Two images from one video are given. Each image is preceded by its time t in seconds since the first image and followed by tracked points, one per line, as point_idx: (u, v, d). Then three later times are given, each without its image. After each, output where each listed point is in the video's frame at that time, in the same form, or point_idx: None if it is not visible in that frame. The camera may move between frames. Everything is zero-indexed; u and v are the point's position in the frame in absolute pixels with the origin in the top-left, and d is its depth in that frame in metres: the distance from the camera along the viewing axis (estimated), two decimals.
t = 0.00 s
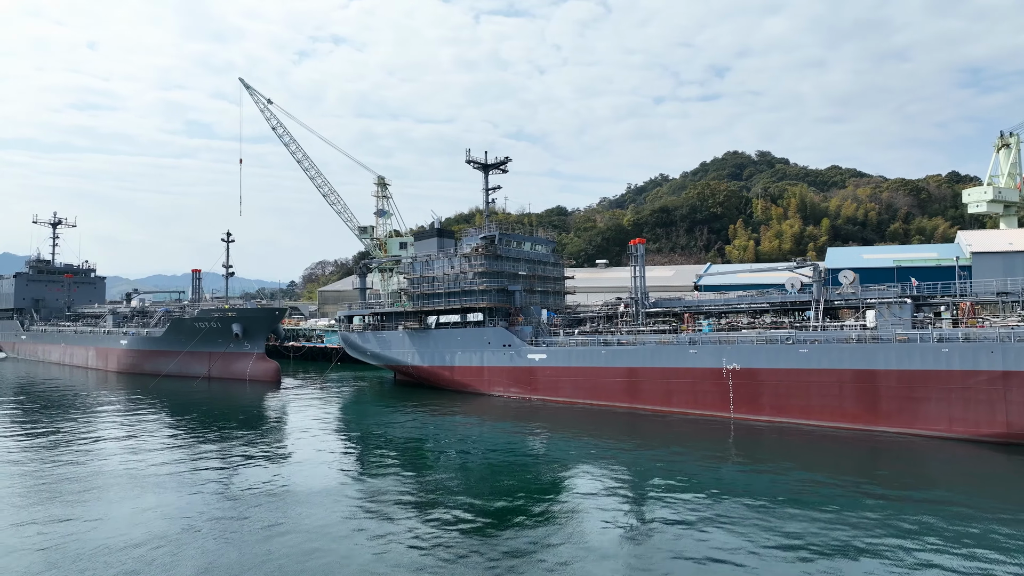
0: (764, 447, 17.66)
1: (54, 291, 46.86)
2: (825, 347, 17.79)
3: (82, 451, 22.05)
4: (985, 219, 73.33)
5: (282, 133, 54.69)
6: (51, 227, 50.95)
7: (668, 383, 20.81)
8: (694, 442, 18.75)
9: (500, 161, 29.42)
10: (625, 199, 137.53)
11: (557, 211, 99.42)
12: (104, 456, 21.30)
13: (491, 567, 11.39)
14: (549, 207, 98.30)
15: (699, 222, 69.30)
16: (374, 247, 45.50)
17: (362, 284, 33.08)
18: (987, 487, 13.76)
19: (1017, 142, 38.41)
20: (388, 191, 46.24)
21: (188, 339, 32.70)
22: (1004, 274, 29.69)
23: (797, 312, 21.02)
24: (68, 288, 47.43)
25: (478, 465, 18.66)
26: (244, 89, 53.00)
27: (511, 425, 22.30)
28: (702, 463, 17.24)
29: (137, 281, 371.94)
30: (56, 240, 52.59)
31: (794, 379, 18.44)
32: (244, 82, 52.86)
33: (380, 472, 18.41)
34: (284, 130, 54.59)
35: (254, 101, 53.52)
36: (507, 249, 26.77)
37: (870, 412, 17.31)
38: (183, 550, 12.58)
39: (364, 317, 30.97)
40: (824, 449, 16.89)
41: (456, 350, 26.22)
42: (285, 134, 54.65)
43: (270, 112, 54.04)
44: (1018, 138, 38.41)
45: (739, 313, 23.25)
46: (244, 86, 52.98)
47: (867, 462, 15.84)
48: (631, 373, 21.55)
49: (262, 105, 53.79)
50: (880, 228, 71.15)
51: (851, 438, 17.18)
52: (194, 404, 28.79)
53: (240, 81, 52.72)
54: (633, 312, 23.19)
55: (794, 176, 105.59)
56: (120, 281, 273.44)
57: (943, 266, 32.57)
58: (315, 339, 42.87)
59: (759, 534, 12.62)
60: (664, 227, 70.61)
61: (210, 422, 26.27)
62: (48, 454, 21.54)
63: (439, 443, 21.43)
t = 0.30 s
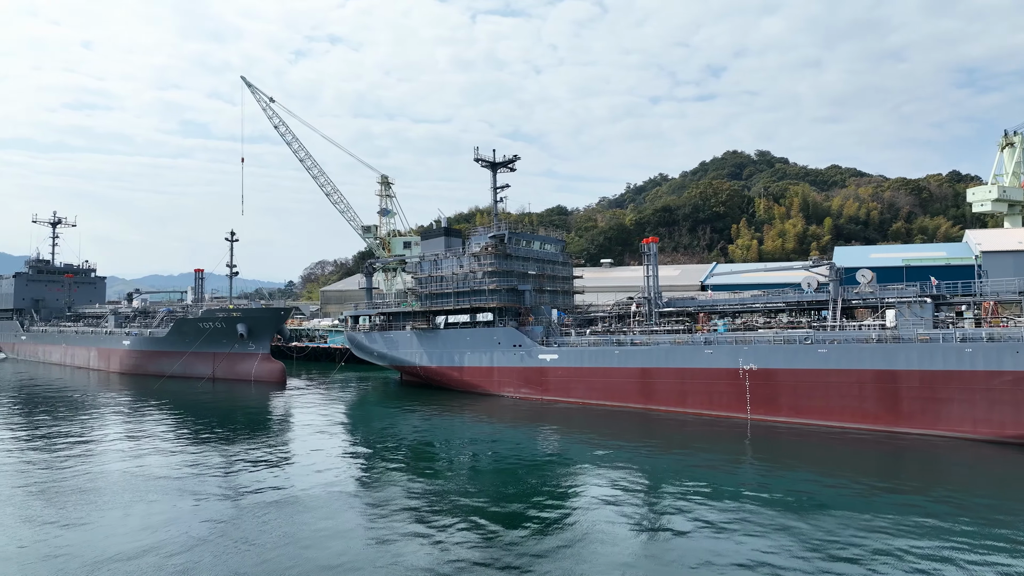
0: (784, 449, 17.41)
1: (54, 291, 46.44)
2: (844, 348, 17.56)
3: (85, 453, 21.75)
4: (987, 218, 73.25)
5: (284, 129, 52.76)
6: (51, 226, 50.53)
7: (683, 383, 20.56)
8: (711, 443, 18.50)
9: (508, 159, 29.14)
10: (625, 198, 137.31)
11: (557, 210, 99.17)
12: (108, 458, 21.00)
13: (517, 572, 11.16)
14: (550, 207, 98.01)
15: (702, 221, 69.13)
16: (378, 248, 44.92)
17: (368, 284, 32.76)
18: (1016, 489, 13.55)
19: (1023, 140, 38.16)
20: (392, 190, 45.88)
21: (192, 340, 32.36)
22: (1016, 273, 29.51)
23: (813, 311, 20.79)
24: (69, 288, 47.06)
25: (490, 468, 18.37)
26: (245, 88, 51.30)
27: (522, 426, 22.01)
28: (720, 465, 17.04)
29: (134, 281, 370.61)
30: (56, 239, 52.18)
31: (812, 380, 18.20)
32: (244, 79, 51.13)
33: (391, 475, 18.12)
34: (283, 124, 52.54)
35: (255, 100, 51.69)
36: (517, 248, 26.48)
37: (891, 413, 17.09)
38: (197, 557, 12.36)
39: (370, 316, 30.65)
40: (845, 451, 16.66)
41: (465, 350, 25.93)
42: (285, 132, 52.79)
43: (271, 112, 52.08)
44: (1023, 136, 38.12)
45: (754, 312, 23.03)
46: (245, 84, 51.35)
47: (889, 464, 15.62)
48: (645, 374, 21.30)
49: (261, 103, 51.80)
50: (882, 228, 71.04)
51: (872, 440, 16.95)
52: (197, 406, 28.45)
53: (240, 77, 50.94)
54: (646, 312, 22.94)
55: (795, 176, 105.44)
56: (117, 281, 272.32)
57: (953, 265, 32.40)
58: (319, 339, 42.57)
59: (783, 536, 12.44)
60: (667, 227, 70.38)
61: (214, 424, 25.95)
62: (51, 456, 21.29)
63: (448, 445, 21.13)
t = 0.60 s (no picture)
0: (803, 451, 17.15)
1: (53, 291, 45.95)
2: (864, 349, 17.32)
3: (86, 458, 21.37)
4: (988, 218, 73.26)
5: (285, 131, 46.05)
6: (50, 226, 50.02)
7: (697, 385, 20.28)
8: (728, 445, 18.23)
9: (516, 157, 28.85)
10: (624, 198, 137.09)
11: (557, 210, 98.85)
12: (110, 463, 20.63)
13: None
14: (550, 207, 97.75)
15: (704, 221, 68.96)
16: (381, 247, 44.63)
17: (373, 284, 32.40)
18: None
19: None
20: (395, 189, 45.48)
21: (195, 340, 31.96)
22: None
23: (829, 311, 20.54)
24: (68, 288, 46.57)
25: (501, 471, 18.08)
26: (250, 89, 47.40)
27: (534, 428, 21.70)
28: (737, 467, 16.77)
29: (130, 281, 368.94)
30: (55, 239, 51.65)
31: (831, 381, 17.95)
32: (246, 78, 45.31)
33: (400, 479, 17.79)
34: (284, 123, 45.81)
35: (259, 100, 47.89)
36: (526, 247, 26.17)
37: (912, 415, 16.85)
38: (211, 564, 12.11)
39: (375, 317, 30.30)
40: (865, 454, 16.40)
41: (473, 351, 25.61)
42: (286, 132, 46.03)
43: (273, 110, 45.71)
44: None
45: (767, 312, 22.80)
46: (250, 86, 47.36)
47: (912, 467, 15.38)
48: (659, 375, 21.03)
49: (262, 101, 45.59)
50: (884, 228, 70.93)
51: (893, 442, 16.72)
52: (200, 408, 28.05)
53: (244, 76, 45.18)
54: (658, 312, 22.67)
55: (795, 176, 105.36)
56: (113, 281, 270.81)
57: (962, 265, 32.23)
58: (322, 340, 42.19)
59: (809, 540, 12.21)
60: (668, 226, 70.11)
61: (217, 427, 25.57)
62: (51, 461, 20.87)
63: (457, 447, 20.82)
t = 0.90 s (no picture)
0: (821, 454, 16.87)
1: (51, 291, 45.39)
2: (883, 350, 17.07)
3: (87, 461, 20.99)
4: (989, 218, 73.33)
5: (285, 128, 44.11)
6: (48, 225, 49.46)
7: (711, 387, 20.00)
8: (745, 448, 17.93)
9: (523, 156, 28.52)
10: (624, 199, 136.81)
11: (557, 210, 98.38)
12: (112, 467, 20.26)
13: None
14: (549, 207, 97.33)
15: (706, 221, 68.66)
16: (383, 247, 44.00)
17: (378, 284, 32.02)
18: None
19: None
20: (397, 188, 45.02)
21: (196, 341, 31.51)
22: None
23: (846, 312, 20.27)
24: (66, 288, 46.05)
25: (513, 474, 17.76)
26: (249, 84, 45.97)
27: (544, 431, 21.38)
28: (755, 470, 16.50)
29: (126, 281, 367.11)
30: (53, 239, 51.14)
31: (849, 383, 17.67)
32: (247, 75, 43.38)
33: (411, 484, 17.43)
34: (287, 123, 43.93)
35: (258, 96, 46.24)
36: (535, 247, 25.80)
37: (933, 418, 16.58)
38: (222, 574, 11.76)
39: (381, 317, 29.96)
40: (886, 457, 16.13)
41: (481, 352, 25.26)
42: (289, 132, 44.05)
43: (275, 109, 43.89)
44: None
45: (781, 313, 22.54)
46: (250, 82, 45.44)
47: (935, 471, 15.10)
48: (672, 376, 20.76)
49: (264, 102, 43.96)
50: (886, 228, 70.79)
51: (914, 445, 16.44)
52: (202, 410, 27.63)
53: (244, 72, 43.23)
54: (670, 313, 22.35)
55: (795, 176, 105.26)
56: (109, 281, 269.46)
57: (970, 265, 32.05)
58: (324, 341, 41.75)
59: (836, 546, 11.96)
60: (670, 226, 69.68)
61: (219, 429, 25.15)
62: (51, 465, 20.51)
63: (465, 450, 20.48)
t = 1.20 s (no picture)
0: (841, 457, 16.55)
1: (50, 291, 44.90)
2: (905, 351, 16.76)
3: (86, 464, 20.54)
4: (991, 218, 73.19)
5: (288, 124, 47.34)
6: (47, 224, 49.01)
7: (727, 388, 19.67)
8: (763, 451, 17.61)
9: (532, 154, 28.17)
10: (624, 199, 136.52)
11: (557, 210, 97.95)
12: (112, 470, 19.82)
13: None
14: (550, 207, 96.89)
15: (709, 221, 68.19)
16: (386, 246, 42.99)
17: (383, 284, 31.62)
18: None
19: None
20: (399, 187, 44.57)
21: (199, 342, 31.08)
22: None
23: (863, 313, 19.98)
24: (65, 288, 45.55)
25: (524, 479, 17.35)
26: (249, 81, 46.40)
27: (556, 433, 21.04)
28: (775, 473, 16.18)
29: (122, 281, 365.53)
30: (51, 238, 50.63)
31: (869, 385, 17.36)
32: (248, 73, 46.41)
33: (420, 489, 16.95)
34: (288, 120, 47.35)
35: (259, 94, 46.68)
36: (544, 246, 25.43)
37: (956, 420, 16.28)
38: None
39: (386, 317, 29.55)
40: (909, 460, 15.81)
41: (490, 353, 24.88)
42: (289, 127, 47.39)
43: (275, 107, 47.14)
44: None
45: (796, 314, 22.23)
46: (250, 78, 46.43)
47: (961, 474, 14.79)
48: (686, 378, 20.44)
49: (266, 97, 46.79)
50: (888, 228, 70.60)
51: (937, 448, 16.13)
52: (205, 412, 27.19)
53: (244, 71, 46.28)
54: (684, 313, 22.01)
55: (795, 176, 105.10)
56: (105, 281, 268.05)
57: (980, 265, 31.81)
58: (326, 341, 41.32)
59: (867, 552, 11.65)
60: (673, 226, 69.15)
61: (221, 432, 24.71)
62: (49, 467, 20.07)
63: (473, 454, 20.08)
